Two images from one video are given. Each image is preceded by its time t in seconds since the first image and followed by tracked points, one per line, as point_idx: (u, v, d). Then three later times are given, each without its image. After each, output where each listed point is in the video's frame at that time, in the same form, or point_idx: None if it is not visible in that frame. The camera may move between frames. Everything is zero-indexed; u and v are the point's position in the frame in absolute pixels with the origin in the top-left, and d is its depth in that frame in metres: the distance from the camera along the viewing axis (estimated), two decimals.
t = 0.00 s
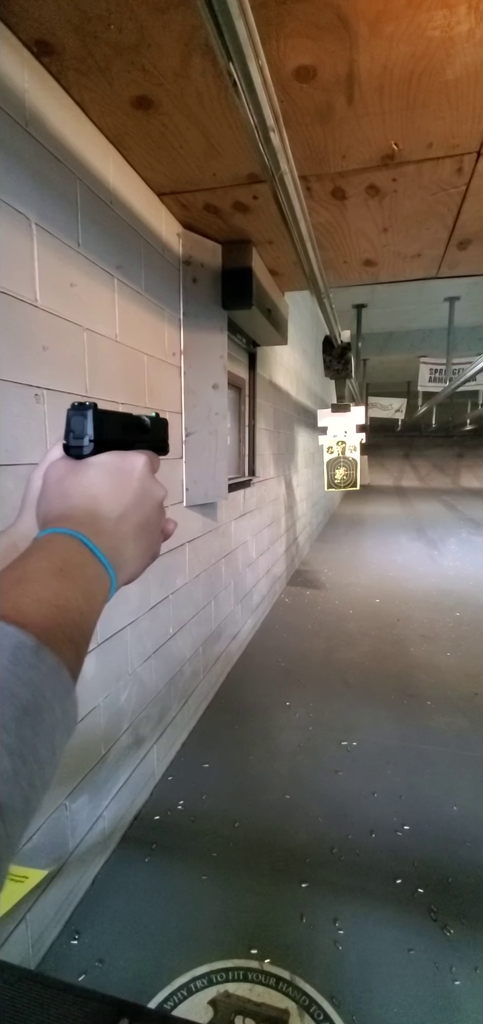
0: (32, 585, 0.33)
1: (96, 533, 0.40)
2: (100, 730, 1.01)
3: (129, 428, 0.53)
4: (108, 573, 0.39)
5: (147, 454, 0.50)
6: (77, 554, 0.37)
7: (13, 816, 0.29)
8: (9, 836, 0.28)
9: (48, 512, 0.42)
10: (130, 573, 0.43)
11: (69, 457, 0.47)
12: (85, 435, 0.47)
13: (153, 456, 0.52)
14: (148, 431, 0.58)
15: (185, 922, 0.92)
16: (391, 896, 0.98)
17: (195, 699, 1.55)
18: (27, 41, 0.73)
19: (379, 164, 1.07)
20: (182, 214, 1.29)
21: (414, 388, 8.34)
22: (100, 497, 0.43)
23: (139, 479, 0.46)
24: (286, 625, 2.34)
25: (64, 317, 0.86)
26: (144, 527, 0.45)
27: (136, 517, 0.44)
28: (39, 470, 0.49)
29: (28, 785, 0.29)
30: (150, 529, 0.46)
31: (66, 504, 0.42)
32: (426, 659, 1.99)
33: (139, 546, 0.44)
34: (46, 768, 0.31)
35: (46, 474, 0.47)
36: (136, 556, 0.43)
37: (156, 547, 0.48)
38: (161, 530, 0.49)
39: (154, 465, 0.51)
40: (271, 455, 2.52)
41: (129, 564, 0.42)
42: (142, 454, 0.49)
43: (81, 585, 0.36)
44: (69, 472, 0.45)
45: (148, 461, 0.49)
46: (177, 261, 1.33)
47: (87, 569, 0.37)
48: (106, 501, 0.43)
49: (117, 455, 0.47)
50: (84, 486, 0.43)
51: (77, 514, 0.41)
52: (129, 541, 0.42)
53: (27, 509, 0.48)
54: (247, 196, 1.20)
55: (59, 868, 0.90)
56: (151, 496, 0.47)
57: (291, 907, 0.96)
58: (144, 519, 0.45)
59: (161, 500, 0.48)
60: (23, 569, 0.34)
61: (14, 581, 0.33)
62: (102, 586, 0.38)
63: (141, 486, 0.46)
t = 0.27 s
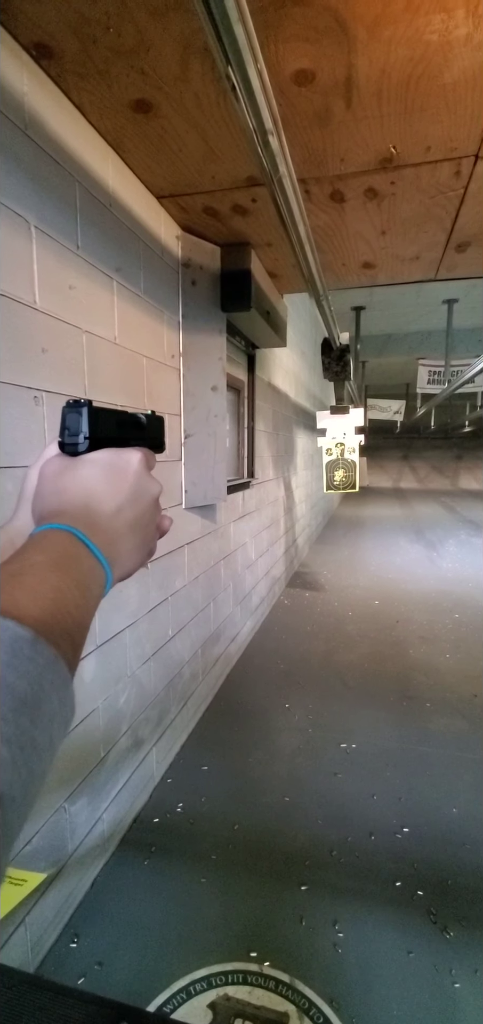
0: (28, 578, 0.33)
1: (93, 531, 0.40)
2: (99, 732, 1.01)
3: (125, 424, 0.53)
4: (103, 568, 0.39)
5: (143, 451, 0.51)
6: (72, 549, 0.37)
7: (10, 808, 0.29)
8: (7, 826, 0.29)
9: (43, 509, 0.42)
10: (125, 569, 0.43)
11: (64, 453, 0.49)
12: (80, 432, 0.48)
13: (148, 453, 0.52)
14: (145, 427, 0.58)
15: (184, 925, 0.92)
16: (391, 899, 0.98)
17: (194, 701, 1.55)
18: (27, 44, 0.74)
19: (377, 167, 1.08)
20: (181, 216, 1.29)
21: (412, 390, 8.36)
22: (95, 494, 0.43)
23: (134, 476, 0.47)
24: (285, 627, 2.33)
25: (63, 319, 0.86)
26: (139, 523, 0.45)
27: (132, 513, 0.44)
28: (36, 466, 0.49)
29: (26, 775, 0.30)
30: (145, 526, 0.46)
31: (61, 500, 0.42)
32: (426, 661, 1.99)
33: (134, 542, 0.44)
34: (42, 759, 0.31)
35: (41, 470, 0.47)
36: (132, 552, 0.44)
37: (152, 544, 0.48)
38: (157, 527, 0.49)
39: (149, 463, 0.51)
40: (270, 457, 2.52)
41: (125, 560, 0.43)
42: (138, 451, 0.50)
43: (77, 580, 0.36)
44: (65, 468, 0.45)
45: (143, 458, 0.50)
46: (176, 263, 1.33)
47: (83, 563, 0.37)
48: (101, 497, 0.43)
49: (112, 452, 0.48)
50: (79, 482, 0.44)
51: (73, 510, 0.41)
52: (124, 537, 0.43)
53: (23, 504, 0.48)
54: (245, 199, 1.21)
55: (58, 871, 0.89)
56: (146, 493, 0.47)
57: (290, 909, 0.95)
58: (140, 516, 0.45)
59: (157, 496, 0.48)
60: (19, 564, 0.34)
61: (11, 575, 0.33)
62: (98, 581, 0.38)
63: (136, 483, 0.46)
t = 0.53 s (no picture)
0: (30, 576, 0.34)
1: (94, 531, 0.40)
2: (98, 734, 1.01)
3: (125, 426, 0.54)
4: (105, 566, 0.39)
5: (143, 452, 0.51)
6: (74, 547, 0.38)
7: (17, 803, 0.29)
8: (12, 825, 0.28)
9: (44, 508, 0.42)
10: (126, 568, 0.43)
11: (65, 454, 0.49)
12: (82, 432, 0.48)
13: (149, 454, 0.52)
14: (145, 428, 0.58)
15: (183, 928, 0.92)
16: (390, 901, 0.98)
17: (193, 703, 1.55)
18: (26, 47, 0.74)
19: (375, 170, 1.08)
20: (180, 219, 1.30)
21: (411, 391, 8.37)
22: (95, 494, 0.43)
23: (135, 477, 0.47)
24: (284, 629, 2.34)
25: (63, 322, 0.87)
26: (140, 523, 0.45)
27: (132, 513, 0.44)
28: (37, 467, 0.50)
29: (33, 770, 0.29)
30: (145, 526, 0.46)
31: (63, 500, 0.42)
32: (424, 662, 1.99)
33: (134, 542, 0.44)
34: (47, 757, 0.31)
35: (42, 471, 0.47)
36: (132, 552, 0.44)
37: (152, 544, 0.48)
38: (157, 528, 0.49)
39: (150, 464, 0.51)
40: (269, 458, 2.52)
41: (126, 559, 0.43)
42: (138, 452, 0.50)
43: (79, 578, 0.36)
44: (66, 469, 0.45)
45: (143, 459, 0.50)
46: (175, 266, 1.34)
47: (84, 561, 0.37)
48: (101, 498, 0.43)
49: (112, 453, 0.48)
50: (80, 482, 0.44)
51: (74, 509, 0.41)
52: (125, 537, 0.43)
53: (24, 505, 0.49)
54: (244, 202, 1.21)
55: (57, 873, 0.89)
56: (147, 493, 0.47)
57: (289, 911, 0.95)
58: (140, 516, 0.45)
59: (157, 496, 0.48)
60: (21, 564, 0.35)
61: (13, 575, 0.33)
62: (100, 579, 0.38)
63: (137, 484, 0.47)
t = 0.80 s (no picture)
0: (27, 572, 0.33)
1: (91, 530, 0.40)
2: (98, 737, 1.01)
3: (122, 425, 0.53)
4: (101, 563, 0.39)
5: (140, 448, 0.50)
6: (71, 543, 0.38)
7: (13, 798, 0.29)
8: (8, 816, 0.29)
9: (41, 506, 0.42)
10: (123, 565, 0.43)
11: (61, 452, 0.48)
12: (77, 431, 0.47)
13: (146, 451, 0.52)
14: (143, 427, 0.58)
15: (183, 931, 0.92)
16: (390, 903, 0.97)
17: (193, 705, 1.55)
18: (26, 51, 0.74)
19: (374, 173, 1.08)
20: (179, 222, 1.30)
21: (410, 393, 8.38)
22: (92, 491, 0.43)
23: (132, 474, 0.47)
24: (284, 631, 2.33)
25: (63, 324, 0.87)
26: (137, 521, 0.45)
27: (129, 511, 0.44)
28: (34, 466, 0.49)
29: (28, 766, 0.30)
30: (142, 524, 0.46)
31: (59, 498, 0.42)
32: (425, 664, 1.99)
33: (131, 539, 0.44)
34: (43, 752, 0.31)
35: (39, 468, 0.47)
36: (129, 549, 0.44)
37: (149, 542, 0.48)
38: (155, 525, 0.49)
39: (147, 460, 0.51)
40: (269, 460, 2.52)
41: (122, 556, 0.43)
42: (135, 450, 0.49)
43: (76, 575, 0.36)
44: (62, 466, 0.45)
45: (141, 456, 0.50)
46: (175, 269, 1.34)
47: (81, 558, 0.37)
48: (98, 495, 0.43)
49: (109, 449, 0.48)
50: (76, 479, 0.44)
51: (69, 507, 0.41)
52: (121, 535, 0.43)
53: (21, 504, 0.49)
54: (243, 205, 1.21)
55: (56, 877, 0.89)
56: (145, 490, 0.47)
57: (289, 915, 0.95)
58: (137, 514, 0.45)
59: (154, 494, 0.48)
60: (18, 559, 0.35)
61: (10, 570, 0.33)
62: (96, 576, 0.38)
63: (134, 480, 0.46)
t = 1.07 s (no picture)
0: (22, 570, 0.33)
1: (86, 524, 0.40)
2: (97, 739, 1.01)
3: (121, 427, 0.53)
4: (98, 561, 0.39)
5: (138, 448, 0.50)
6: (66, 540, 0.38)
7: (7, 793, 0.30)
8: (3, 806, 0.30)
9: (37, 502, 0.42)
10: (118, 563, 0.43)
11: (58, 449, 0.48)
12: (74, 428, 0.47)
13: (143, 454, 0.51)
14: (140, 428, 0.58)
15: (183, 934, 0.91)
16: (390, 906, 0.97)
17: (192, 707, 1.55)
18: (27, 56, 0.74)
19: (373, 177, 1.09)
20: (179, 225, 1.30)
21: (409, 395, 8.40)
22: (88, 487, 0.43)
23: (129, 471, 0.46)
24: (284, 633, 2.33)
25: (63, 327, 0.87)
26: (132, 518, 0.45)
27: (125, 507, 0.44)
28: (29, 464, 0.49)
29: (22, 761, 0.31)
30: (138, 521, 0.46)
31: (54, 493, 0.42)
32: (424, 666, 1.99)
33: (127, 536, 0.44)
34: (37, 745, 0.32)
35: (35, 465, 0.47)
36: (125, 546, 0.44)
37: (144, 540, 0.48)
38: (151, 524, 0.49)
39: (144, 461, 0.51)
40: (268, 462, 2.52)
41: (118, 554, 0.43)
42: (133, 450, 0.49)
43: (70, 571, 0.36)
44: (59, 461, 0.45)
45: (137, 456, 0.49)
46: (175, 271, 1.34)
47: (77, 556, 0.37)
48: (94, 490, 0.43)
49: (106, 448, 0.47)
50: (72, 475, 0.43)
51: (65, 503, 0.41)
52: (117, 531, 0.43)
53: (18, 504, 0.48)
54: (243, 208, 1.22)
55: (56, 880, 0.89)
56: (141, 487, 0.47)
57: (290, 917, 0.95)
58: (133, 513, 0.45)
59: (150, 492, 0.48)
60: (14, 555, 0.34)
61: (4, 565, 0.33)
62: (92, 573, 0.38)
63: (131, 479, 0.46)
